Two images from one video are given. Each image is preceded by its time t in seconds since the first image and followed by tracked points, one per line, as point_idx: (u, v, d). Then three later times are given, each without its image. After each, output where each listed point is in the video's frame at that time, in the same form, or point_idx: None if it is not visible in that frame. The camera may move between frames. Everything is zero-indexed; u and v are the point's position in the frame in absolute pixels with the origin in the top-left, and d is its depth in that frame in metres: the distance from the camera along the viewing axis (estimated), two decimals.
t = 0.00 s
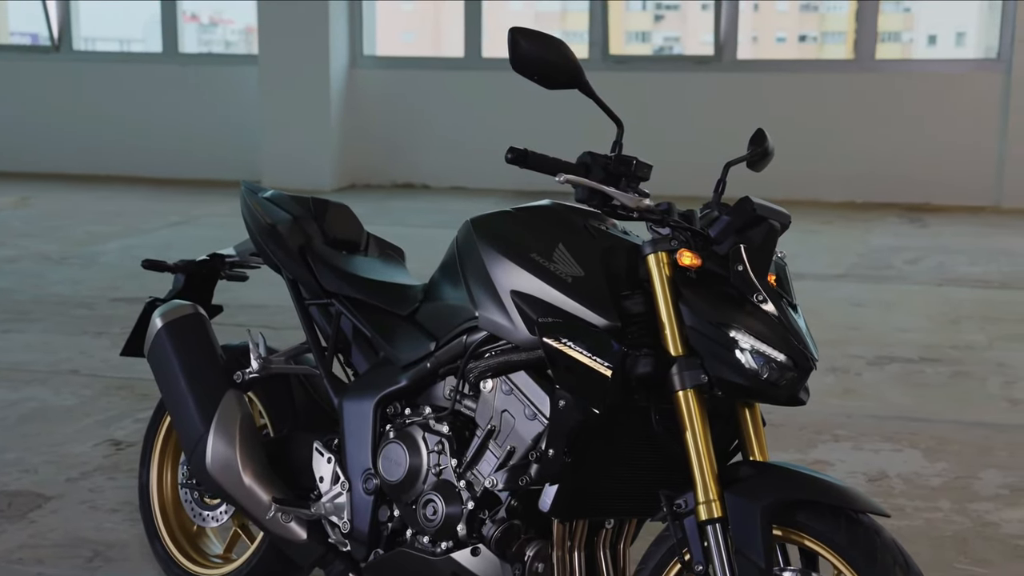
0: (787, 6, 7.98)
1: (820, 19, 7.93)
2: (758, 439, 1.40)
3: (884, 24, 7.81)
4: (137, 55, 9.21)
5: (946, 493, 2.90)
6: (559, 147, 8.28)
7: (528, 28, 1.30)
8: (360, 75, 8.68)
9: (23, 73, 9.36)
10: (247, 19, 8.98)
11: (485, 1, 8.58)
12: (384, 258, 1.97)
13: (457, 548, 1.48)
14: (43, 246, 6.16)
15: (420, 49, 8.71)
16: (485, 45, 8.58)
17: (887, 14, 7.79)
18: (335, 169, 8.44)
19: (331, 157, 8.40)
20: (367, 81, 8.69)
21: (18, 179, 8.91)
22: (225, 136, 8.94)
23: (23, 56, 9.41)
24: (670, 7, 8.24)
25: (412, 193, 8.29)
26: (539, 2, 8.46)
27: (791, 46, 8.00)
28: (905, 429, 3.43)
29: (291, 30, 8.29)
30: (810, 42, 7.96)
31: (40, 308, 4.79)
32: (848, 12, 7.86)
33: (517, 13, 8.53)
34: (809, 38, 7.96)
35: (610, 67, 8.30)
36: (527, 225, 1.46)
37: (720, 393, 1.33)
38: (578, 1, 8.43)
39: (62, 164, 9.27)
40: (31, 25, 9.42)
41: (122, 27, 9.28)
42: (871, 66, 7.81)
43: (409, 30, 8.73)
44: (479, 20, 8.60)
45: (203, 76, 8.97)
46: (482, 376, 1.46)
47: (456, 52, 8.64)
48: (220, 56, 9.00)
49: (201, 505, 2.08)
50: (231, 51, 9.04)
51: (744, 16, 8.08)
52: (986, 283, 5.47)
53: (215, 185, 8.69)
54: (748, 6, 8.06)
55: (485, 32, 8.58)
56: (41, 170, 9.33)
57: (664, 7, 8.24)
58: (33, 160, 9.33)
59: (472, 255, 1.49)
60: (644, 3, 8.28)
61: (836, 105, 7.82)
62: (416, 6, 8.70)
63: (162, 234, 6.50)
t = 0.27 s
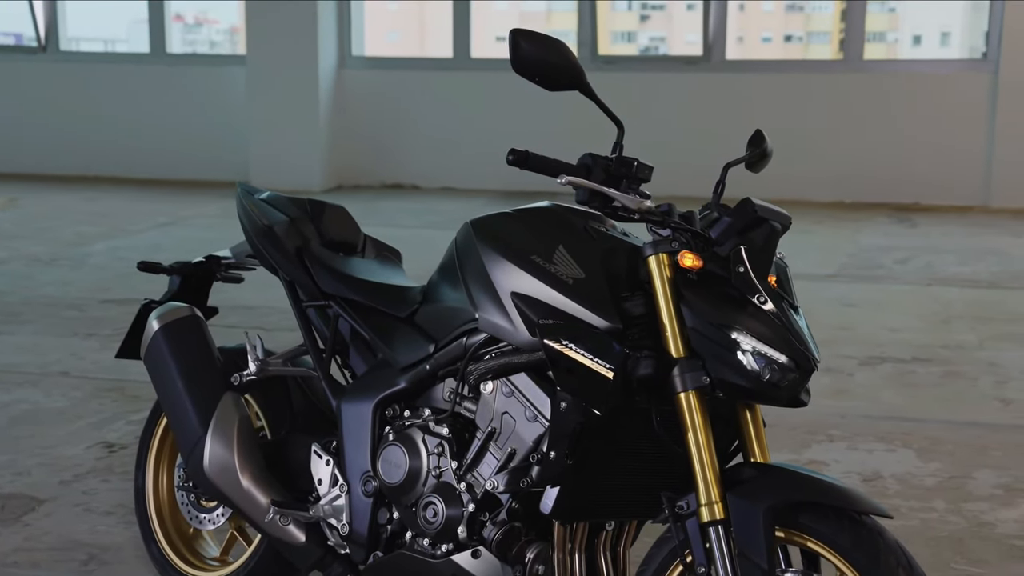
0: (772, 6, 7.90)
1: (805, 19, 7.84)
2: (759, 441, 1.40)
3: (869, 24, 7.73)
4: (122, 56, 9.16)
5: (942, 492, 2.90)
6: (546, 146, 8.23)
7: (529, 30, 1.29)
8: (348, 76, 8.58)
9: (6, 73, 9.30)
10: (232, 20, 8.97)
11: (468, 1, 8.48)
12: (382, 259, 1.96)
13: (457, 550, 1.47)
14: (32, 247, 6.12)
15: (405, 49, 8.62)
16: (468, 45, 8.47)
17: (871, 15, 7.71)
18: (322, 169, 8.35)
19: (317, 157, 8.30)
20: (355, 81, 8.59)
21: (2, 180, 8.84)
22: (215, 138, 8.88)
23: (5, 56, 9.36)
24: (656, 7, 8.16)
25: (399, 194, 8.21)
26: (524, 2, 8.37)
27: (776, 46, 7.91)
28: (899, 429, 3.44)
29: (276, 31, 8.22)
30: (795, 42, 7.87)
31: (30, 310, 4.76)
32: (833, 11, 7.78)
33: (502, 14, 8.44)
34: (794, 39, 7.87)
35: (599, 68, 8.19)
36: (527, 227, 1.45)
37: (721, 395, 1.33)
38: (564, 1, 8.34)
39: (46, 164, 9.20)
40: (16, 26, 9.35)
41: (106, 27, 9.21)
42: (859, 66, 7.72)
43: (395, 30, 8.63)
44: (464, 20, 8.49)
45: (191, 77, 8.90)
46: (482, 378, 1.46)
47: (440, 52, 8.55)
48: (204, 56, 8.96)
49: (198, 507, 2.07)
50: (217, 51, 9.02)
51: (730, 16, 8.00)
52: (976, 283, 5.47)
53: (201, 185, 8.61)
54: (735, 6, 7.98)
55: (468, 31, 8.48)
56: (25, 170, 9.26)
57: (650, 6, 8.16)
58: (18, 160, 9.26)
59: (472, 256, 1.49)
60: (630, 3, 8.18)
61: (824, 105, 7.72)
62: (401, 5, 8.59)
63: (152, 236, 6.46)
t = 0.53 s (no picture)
0: (756, 6, 7.84)
1: (788, 19, 7.80)
2: (759, 442, 1.40)
3: (851, 24, 7.68)
4: (105, 56, 8.96)
5: (935, 492, 2.91)
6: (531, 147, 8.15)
7: (530, 30, 1.29)
8: (335, 76, 8.46)
9: None
10: (216, 19, 8.77)
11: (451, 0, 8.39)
12: (378, 262, 1.96)
13: (457, 553, 1.47)
14: (18, 249, 6.07)
15: (389, 49, 8.53)
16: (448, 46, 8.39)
17: (853, 14, 7.66)
18: (308, 168, 8.24)
19: (304, 158, 8.18)
20: (342, 81, 8.47)
21: None
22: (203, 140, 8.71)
23: None
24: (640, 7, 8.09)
25: (385, 194, 8.11)
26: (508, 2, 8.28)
27: (760, 46, 7.86)
28: (891, 429, 3.44)
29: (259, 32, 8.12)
30: (779, 42, 7.82)
31: (17, 312, 4.72)
32: (816, 11, 7.74)
33: (486, 13, 8.34)
34: (778, 39, 7.82)
35: (587, 69, 8.12)
36: (527, 229, 1.45)
37: (722, 397, 1.33)
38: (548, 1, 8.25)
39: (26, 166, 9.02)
40: None
41: (87, 26, 9.03)
42: (846, 67, 7.67)
43: (379, 30, 8.53)
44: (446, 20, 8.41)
45: (174, 77, 8.72)
46: (482, 380, 1.46)
47: (424, 52, 8.44)
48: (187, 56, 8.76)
49: (193, 510, 2.06)
50: (199, 51, 8.81)
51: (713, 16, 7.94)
52: (963, 283, 5.49)
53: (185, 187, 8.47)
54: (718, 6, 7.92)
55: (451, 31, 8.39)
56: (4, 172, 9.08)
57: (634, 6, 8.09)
58: None
59: (472, 258, 1.49)
60: (614, 3, 8.11)
61: (810, 107, 7.68)
62: (385, 5, 8.49)
63: (139, 237, 6.42)
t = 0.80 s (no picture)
0: (738, 6, 7.82)
1: (771, 20, 7.77)
2: (759, 443, 1.40)
3: (833, 25, 7.65)
4: (87, 56, 8.91)
5: (927, 492, 2.92)
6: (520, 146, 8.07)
7: (531, 32, 1.29)
8: (321, 76, 8.39)
9: None
10: (198, 19, 8.72)
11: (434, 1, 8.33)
12: (374, 263, 1.96)
13: (457, 555, 1.47)
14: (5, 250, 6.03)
15: (372, 50, 8.45)
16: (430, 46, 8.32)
17: (836, 15, 7.64)
18: (294, 168, 8.17)
19: (289, 158, 8.11)
20: (328, 82, 8.40)
21: None
22: (191, 141, 8.63)
23: None
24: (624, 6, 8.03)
25: (371, 195, 8.06)
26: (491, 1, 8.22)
27: (742, 47, 7.81)
28: (882, 429, 3.45)
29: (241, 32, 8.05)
30: (761, 43, 7.78)
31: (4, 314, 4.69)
32: (798, 12, 7.71)
33: (469, 13, 8.27)
34: (760, 39, 7.78)
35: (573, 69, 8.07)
36: (526, 231, 1.45)
37: (723, 398, 1.33)
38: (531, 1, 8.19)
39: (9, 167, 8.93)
40: None
41: (69, 26, 8.98)
42: (831, 67, 7.63)
43: (363, 30, 8.46)
44: (429, 20, 8.35)
45: (157, 76, 8.66)
46: (482, 382, 1.46)
47: (408, 53, 8.39)
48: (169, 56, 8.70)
49: (189, 513, 2.05)
50: (181, 51, 8.76)
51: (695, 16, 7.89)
52: (949, 284, 5.51)
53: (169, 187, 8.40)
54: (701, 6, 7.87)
55: (433, 32, 8.32)
56: None
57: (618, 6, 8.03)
58: None
59: (471, 259, 1.49)
60: (597, 3, 8.06)
61: (798, 107, 7.62)
62: (369, 5, 8.43)
63: (125, 238, 6.39)
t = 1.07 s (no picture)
0: (723, 6, 7.82)
1: (756, 20, 7.78)
2: (759, 444, 1.40)
3: (818, 25, 7.66)
4: (71, 56, 8.86)
5: (920, 492, 2.92)
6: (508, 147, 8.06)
7: (532, 33, 1.28)
8: (308, 77, 8.36)
9: None
10: (183, 19, 8.69)
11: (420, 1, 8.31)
12: (371, 264, 1.95)
13: (457, 557, 1.47)
14: None
15: (357, 50, 8.43)
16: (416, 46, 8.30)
17: (821, 15, 7.65)
18: (282, 168, 8.14)
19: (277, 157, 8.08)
20: (316, 82, 8.37)
21: None
22: (179, 141, 8.60)
23: None
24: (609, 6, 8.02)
25: (359, 195, 8.03)
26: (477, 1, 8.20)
27: (727, 47, 7.83)
28: (875, 428, 3.46)
29: (228, 33, 8.02)
30: (746, 43, 7.79)
31: None
32: (783, 12, 7.72)
33: (454, 13, 8.25)
34: (745, 40, 7.80)
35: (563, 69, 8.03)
36: (526, 232, 1.45)
37: (724, 399, 1.33)
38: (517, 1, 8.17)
39: None
40: None
41: (52, 25, 8.92)
42: (818, 67, 7.63)
43: (349, 30, 8.43)
44: (415, 20, 8.32)
45: (143, 76, 8.62)
46: (482, 383, 1.46)
47: (394, 53, 8.36)
48: (155, 56, 8.67)
49: (185, 515, 2.04)
50: (167, 51, 8.73)
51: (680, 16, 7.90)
52: (938, 283, 5.53)
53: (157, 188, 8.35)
54: (685, 6, 7.88)
55: (419, 32, 8.30)
56: None
57: (603, 6, 8.02)
58: None
59: (471, 261, 1.49)
60: (583, 3, 8.05)
61: (784, 107, 7.63)
62: (355, 4, 8.40)
63: (114, 239, 6.36)
